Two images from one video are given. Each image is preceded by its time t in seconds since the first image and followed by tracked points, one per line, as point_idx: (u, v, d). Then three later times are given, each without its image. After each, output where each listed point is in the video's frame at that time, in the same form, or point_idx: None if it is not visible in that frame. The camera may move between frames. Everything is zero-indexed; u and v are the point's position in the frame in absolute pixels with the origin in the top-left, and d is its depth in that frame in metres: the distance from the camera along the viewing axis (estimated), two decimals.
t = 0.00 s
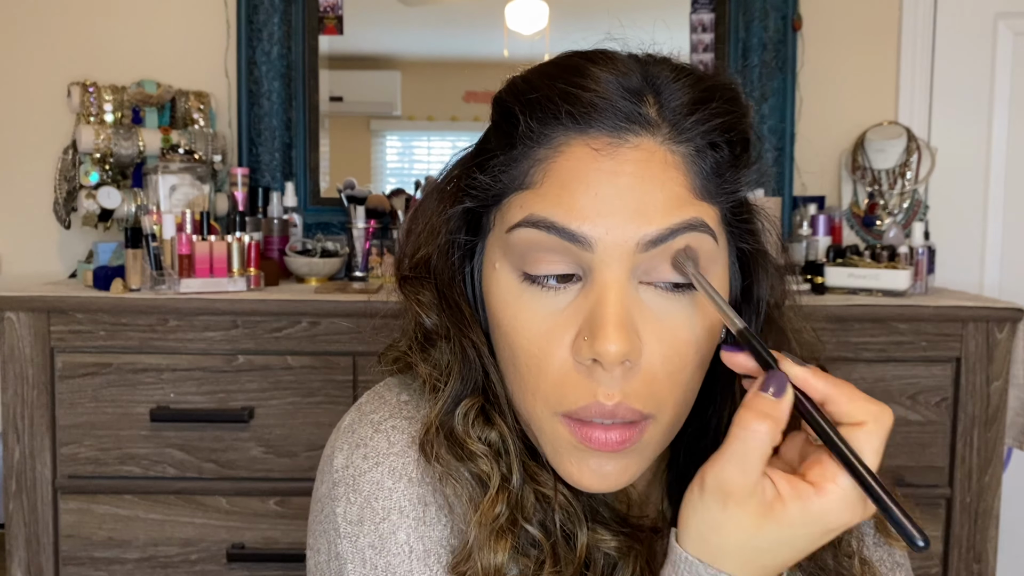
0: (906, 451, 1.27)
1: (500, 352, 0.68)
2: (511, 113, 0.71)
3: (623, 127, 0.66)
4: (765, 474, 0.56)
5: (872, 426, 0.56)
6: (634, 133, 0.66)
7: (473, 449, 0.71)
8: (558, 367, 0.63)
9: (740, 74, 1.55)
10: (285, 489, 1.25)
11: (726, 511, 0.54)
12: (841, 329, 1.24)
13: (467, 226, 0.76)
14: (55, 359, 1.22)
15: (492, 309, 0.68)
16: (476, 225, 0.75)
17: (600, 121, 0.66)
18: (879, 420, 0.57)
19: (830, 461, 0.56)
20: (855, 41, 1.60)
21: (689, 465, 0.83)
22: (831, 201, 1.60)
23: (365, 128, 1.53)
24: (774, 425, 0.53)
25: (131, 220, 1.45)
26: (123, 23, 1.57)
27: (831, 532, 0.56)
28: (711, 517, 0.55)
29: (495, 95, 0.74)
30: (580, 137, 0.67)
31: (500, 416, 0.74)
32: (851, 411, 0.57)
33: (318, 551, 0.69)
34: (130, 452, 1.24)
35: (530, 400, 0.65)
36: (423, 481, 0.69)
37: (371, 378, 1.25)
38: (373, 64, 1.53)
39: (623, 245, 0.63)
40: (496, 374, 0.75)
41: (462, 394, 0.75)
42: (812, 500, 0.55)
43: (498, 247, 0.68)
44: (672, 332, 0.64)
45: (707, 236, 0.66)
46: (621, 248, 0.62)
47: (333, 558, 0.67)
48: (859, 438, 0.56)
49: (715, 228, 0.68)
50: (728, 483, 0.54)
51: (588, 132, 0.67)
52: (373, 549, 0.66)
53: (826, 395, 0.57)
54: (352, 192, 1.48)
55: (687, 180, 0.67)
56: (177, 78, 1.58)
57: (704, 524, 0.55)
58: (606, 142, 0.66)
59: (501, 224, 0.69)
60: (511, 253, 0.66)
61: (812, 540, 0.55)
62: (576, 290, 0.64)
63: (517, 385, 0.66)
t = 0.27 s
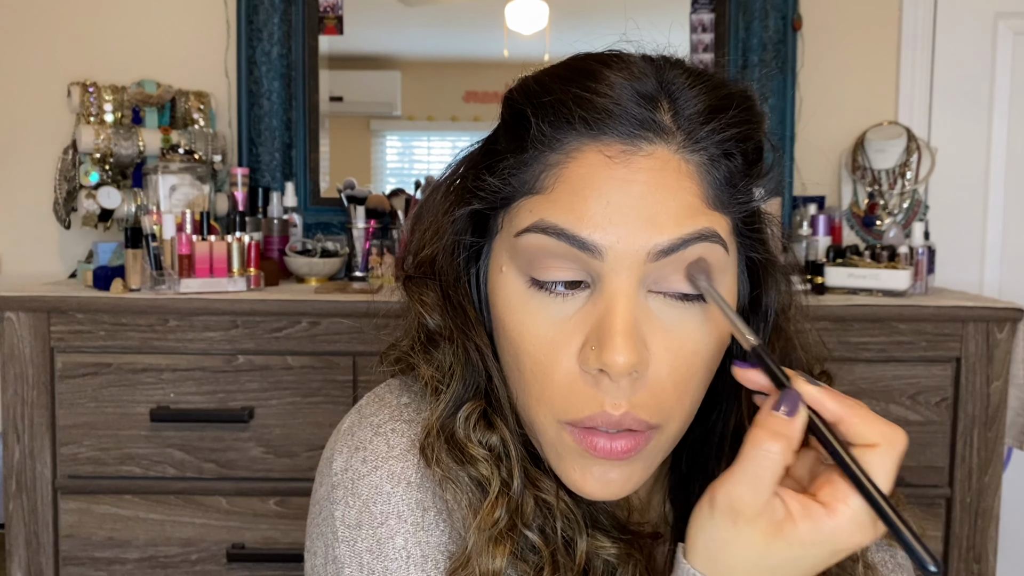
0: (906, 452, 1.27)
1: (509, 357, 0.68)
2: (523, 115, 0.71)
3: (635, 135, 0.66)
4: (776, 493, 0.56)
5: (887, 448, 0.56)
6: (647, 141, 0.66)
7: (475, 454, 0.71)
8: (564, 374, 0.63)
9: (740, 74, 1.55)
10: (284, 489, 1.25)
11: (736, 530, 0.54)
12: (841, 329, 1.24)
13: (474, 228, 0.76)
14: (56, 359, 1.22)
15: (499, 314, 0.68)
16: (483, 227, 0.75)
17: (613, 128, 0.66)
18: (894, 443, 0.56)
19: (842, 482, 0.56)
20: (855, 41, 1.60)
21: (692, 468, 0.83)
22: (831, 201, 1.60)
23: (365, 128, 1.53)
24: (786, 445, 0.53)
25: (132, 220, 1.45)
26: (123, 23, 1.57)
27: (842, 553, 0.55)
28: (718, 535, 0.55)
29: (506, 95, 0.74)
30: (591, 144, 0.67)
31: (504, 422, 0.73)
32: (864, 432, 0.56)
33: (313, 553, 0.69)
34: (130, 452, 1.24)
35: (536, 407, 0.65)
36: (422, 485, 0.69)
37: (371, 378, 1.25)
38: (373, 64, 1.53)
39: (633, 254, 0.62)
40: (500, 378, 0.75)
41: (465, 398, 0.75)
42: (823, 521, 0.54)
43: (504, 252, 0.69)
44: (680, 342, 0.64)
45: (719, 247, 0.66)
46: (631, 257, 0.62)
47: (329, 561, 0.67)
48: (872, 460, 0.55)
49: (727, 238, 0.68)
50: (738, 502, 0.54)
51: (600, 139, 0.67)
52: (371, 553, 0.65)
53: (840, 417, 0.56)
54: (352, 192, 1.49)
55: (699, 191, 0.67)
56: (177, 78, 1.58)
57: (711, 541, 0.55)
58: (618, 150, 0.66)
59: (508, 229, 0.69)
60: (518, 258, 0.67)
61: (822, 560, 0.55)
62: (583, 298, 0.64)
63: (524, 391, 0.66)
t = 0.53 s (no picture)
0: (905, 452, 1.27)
1: (507, 357, 0.68)
2: (523, 115, 0.71)
3: (636, 135, 0.66)
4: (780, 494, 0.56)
5: (895, 454, 0.55)
6: (647, 142, 0.66)
7: (473, 455, 0.71)
8: (562, 376, 0.63)
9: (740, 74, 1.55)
10: (285, 489, 1.25)
11: (737, 526, 0.54)
12: (841, 329, 1.24)
13: (473, 228, 0.76)
14: (56, 359, 1.22)
15: (497, 314, 0.68)
16: (483, 227, 0.75)
17: (613, 128, 0.66)
18: (904, 451, 0.55)
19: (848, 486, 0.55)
20: (854, 41, 1.60)
21: (692, 468, 0.83)
22: (831, 201, 1.60)
23: (365, 128, 1.53)
24: (795, 445, 0.53)
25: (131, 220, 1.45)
26: (123, 23, 1.57)
27: (844, 558, 0.55)
28: (720, 532, 0.55)
29: (506, 95, 0.74)
30: (592, 145, 0.67)
31: (502, 425, 0.74)
32: (873, 438, 0.56)
33: (310, 553, 0.69)
34: (130, 452, 1.24)
35: (535, 408, 0.65)
36: (419, 485, 0.68)
37: (371, 378, 1.25)
38: (373, 64, 1.53)
39: (632, 255, 0.62)
40: (497, 381, 0.75)
41: (463, 400, 0.75)
42: (826, 524, 0.54)
43: (504, 253, 0.69)
44: (679, 344, 0.64)
45: (718, 249, 0.66)
46: (630, 259, 0.62)
47: (325, 560, 0.67)
48: (880, 466, 0.55)
49: (727, 241, 0.68)
50: (742, 499, 0.54)
51: (600, 140, 0.67)
52: (366, 553, 0.66)
53: (848, 421, 0.56)
54: (352, 192, 1.49)
55: (699, 192, 0.67)
56: (177, 78, 1.58)
57: (712, 538, 0.55)
58: (619, 151, 0.66)
59: (508, 229, 0.69)
60: (518, 258, 0.67)
61: (823, 563, 0.55)
62: (583, 299, 0.64)
63: (523, 391, 0.66)
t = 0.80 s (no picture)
0: (906, 452, 1.27)
1: (513, 352, 0.68)
2: (534, 110, 0.71)
3: (646, 132, 0.66)
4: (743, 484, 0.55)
5: (848, 427, 0.54)
6: (658, 140, 0.66)
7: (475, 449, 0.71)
8: (568, 369, 0.63)
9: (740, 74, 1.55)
10: (285, 489, 1.25)
11: (706, 525, 0.54)
12: (841, 329, 1.24)
13: (481, 223, 0.76)
14: (55, 359, 1.22)
15: (503, 308, 0.68)
16: (491, 221, 0.75)
17: (623, 124, 0.67)
18: (855, 421, 0.54)
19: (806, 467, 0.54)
20: (855, 41, 1.60)
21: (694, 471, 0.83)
22: (832, 201, 1.59)
23: (365, 128, 1.53)
24: (744, 434, 0.52)
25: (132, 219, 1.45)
26: (123, 23, 1.57)
27: (817, 540, 0.54)
28: (692, 533, 0.55)
29: (519, 91, 0.74)
30: (602, 140, 0.67)
31: (506, 420, 0.73)
32: (825, 413, 0.55)
33: (310, 553, 0.70)
34: (130, 452, 1.24)
35: (541, 402, 0.65)
36: (417, 484, 0.69)
37: (371, 378, 1.25)
38: (373, 64, 1.53)
39: (640, 250, 0.62)
40: (501, 373, 0.75)
41: (467, 393, 0.75)
42: (789, 509, 0.53)
43: (511, 246, 0.68)
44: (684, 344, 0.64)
45: (725, 249, 0.66)
46: (638, 254, 0.62)
47: (323, 560, 0.67)
48: (834, 441, 0.54)
49: (732, 242, 0.68)
50: (704, 495, 0.54)
51: (610, 135, 0.67)
52: (363, 553, 0.66)
53: (798, 398, 0.56)
54: (352, 192, 1.48)
55: (708, 191, 0.67)
56: (177, 78, 1.58)
57: (687, 540, 0.55)
58: (629, 147, 0.66)
59: (515, 223, 0.69)
60: (524, 251, 0.66)
61: (796, 548, 0.54)
62: (590, 292, 0.64)
63: (528, 385, 0.66)
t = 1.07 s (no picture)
0: (906, 452, 1.27)
1: (513, 354, 0.68)
2: (536, 112, 0.71)
3: (648, 134, 0.66)
4: (746, 487, 0.55)
5: (853, 431, 0.53)
6: (659, 142, 0.66)
7: (474, 453, 0.71)
8: (567, 371, 0.63)
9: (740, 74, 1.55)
10: (285, 489, 1.25)
11: (706, 527, 0.54)
12: (841, 329, 1.24)
13: (482, 224, 0.76)
14: (55, 359, 1.22)
15: (504, 310, 0.68)
16: (491, 223, 0.75)
17: (624, 126, 0.66)
18: (858, 425, 0.54)
19: (808, 472, 0.54)
20: (855, 41, 1.60)
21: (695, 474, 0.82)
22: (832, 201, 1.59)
23: (365, 128, 1.53)
24: (744, 437, 0.52)
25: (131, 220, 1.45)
26: (123, 23, 1.57)
27: (817, 544, 0.54)
28: (692, 534, 0.55)
29: (520, 92, 0.74)
30: (603, 143, 0.67)
31: (504, 424, 0.73)
32: (827, 416, 0.54)
33: (309, 557, 0.70)
34: (130, 452, 1.24)
35: (541, 404, 0.65)
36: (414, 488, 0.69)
37: (371, 378, 1.25)
38: (373, 64, 1.53)
39: (641, 252, 0.62)
40: (499, 376, 0.75)
41: (465, 396, 0.75)
42: (791, 512, 0.53)
43: (512, 247, 0.68)
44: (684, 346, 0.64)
45: (726, 253, 0.66)
46: (639, 257, 0.62)
47: (323, 564, 0.68)
48: (837, 445, 0.53)
49: (734, 244, 0.68)
50: (704, 496, 0.54)
51: (611, 138, 0.67)
52: (362, 557, 0.66)
53: (802, 402, 0.55)
54: (352, 192, 1.48)
55: (709, 193, 0.67)
56: (177, 78, 1.58)
57: (687, 539, 0.55)
58: (630, 149, 0.66)
59: (516, 225, 0.69)
60: (524, 253, 0.67)
61: (799, 552, 0.54)
62: (590, 295, 0.64)
63: (528, 387, 0.66)
